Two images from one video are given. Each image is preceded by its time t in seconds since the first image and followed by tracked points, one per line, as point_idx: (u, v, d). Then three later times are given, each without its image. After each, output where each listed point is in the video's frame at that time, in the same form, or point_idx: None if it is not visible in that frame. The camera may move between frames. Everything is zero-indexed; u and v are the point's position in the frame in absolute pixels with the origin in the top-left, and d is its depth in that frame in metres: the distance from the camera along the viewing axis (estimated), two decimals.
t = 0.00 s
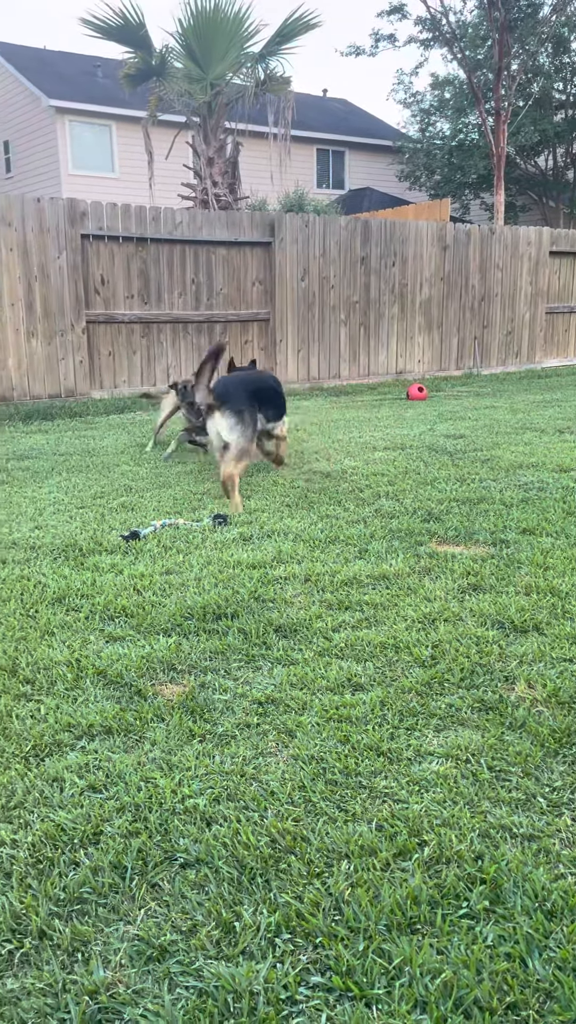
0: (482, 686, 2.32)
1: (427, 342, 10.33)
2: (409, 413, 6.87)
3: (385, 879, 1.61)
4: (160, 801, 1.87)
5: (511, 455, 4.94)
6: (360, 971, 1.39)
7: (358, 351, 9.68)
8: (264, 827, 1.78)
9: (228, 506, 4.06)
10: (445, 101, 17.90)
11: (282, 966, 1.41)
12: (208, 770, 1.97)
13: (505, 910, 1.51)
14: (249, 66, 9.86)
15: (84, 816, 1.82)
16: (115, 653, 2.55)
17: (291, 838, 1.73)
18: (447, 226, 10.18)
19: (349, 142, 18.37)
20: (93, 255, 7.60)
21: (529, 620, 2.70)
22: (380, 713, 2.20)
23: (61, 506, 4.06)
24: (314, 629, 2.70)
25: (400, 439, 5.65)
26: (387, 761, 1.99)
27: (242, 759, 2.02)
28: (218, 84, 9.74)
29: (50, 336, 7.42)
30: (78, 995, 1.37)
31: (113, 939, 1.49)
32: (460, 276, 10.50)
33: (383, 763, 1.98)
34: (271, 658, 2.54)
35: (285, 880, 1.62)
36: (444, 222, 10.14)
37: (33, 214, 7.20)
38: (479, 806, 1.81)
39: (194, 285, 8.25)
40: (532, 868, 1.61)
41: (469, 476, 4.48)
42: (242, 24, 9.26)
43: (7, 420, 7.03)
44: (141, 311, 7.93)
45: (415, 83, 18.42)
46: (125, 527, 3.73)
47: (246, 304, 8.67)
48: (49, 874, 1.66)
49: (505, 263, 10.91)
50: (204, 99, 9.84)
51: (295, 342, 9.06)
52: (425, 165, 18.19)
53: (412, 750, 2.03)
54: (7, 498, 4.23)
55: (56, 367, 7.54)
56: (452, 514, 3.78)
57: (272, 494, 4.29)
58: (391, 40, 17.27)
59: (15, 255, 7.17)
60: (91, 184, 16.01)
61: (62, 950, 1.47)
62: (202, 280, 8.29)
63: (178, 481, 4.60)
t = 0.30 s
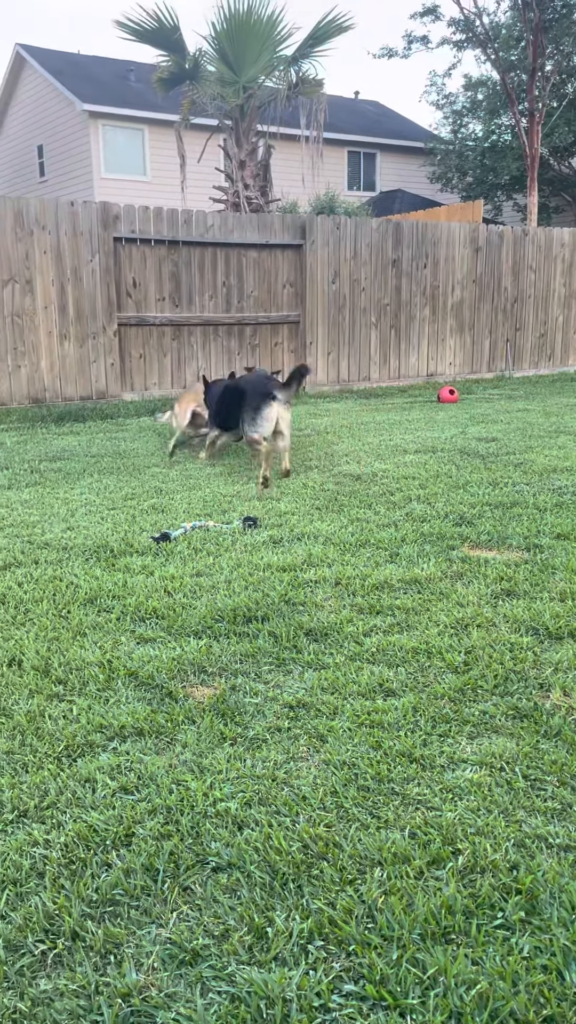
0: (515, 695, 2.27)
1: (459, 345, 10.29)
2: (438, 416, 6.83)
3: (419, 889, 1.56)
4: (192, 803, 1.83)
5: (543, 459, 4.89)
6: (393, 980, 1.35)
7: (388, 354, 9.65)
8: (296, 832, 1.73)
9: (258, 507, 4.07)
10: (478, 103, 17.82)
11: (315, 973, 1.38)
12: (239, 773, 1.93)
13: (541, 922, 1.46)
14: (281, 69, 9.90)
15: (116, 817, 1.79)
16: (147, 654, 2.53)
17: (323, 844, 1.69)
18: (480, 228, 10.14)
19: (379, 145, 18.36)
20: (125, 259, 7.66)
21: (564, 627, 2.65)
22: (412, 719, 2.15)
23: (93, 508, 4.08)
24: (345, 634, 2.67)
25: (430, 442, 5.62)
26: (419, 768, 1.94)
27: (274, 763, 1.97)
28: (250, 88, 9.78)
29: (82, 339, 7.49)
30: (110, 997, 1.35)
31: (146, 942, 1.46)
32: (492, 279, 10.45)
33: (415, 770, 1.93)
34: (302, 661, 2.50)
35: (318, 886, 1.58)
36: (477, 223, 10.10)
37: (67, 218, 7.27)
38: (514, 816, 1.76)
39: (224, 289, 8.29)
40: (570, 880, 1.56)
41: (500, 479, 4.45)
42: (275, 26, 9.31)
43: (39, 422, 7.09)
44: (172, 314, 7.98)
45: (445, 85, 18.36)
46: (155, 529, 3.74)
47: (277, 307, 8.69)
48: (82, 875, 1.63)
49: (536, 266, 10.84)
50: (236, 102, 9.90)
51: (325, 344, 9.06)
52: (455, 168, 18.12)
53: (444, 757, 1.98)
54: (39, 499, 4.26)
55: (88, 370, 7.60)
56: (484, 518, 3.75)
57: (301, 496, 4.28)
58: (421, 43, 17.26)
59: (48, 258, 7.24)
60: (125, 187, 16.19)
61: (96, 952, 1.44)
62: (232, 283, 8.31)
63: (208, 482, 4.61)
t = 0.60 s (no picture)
0: (534, 701, 2.21)
1: (475, 349, 10.26)
2: (453, 421, 6.82)
3: (437, 898, 1.51)
4: (207, 809, 1.79)
5: (559, 464, 4.87)
6: (411, 991, 1.30)
7: (404, 358, 9.63)
8: (312, 839, 1.68)
9: (274, 511, 4.08)
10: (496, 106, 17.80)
11: (331, 982, 1.33)
12: (256, 778, 1.89)
13: (560, 933, 1.41)
14: (298, 74, 9.93)
15: (132, 822, 1.75)
16: (163, 659, 2.51)
17: (340, 851, 1.64)
18: (497, 232, 10.11)
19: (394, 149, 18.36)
20: (142, 263, 7.69)
21: None
22: (429, 726, 2.10)
23: (110, 511, 4.11)
24: (361, 639, 2.64)
25: (445, 446, 5.61)
26: (437, 775, 1.89)
27: (290, 769, 1.92)
28: (267, 93, 9.81)
29: (99, 343, 7.52)
30: (126, 1004, 1.31)
31: (161, 949, 1.41)
32: (509, 283, 10.41)
33: (433, 778, 1.87)
34: (318, 666, 2.46)
35: (335, 894, 1.53)
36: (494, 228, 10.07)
37: (85, 221, 7.31)
38: (532, 826, 1.70)
39: (240, 293, 8.30)
40: None
41: (517, 484, 4.43)
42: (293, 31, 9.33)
43: (55, 424, 7.11)
44: (189, 318, 8.00)
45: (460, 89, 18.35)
46: (172, 532, 3.76)
47: (293, 312, 8.69)
48: (97, 879, 1.59)
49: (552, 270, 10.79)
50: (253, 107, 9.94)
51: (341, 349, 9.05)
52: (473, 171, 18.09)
53: (461, 765, 1.92)
54: (56, 501, 4.29)
55: (105, 373, 7.63)
56: (501, 524, 3.72)
57: (316, 500, 4.29)
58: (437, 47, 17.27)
59: (66, 263, 7.28)
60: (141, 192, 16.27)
61: (111, 958, 1.40)
62: (249, 287, 8.33)
63: (223, 486, 4.61)
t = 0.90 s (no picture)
0: (543, 709, 2.20)
1: (486, 355, 10.25)
2: (464, 427, 6.80)
3: (444, 906, 1.50)
4: (215, 815, 1.79)
5: (570, 470, 4.86)
6: (417, 1000, 1.30)
7: (415, 363, 9.62)
8: (320, 846, 1.68)
9: (283, 515, 4.09)
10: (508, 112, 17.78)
11: (337, 989, 1.33)
12: (264, 785, 1.88)
13: (568, 943, 1.40)
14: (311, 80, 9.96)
15: (139, 827, 1.75)
16: (171, 664, 2.51)
17: (347, 859, 1.63)
18: (508, 238, 10.11)
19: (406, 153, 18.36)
20: (154, 268, 7.72)
21: None
22: (437, 733, 2.09)
23: (119, 514, 4.13)
24: (370, 645, 2.63)
25: (456, 452, 5.60)
26: (445, 783, 1.88)
27: (297, 775, 1.92)
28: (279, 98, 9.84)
29: (110, 347, 7.55)
30: (131, 1010, 1.31)
31: (167, 955, 1.41)
32: (520, 288, 10.40)
33: (441, 785, 1.87)
34: (326, 673, 2.46)
35: (341, 902, 1.53)
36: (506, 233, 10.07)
37: (96, 226, 7.35)
38: (540, 834, 1.69)
39: (251, 298, 8.33)
40: None
41: (527, 490, 4.42)
42: (306, 37, 9.36)
43: (66, 428, 7.14)
44: (199, 323, 8.02)
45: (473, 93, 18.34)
46: (181, 536, 3.76)
47: (303, 317, 8.72)
48: (104, 884, 1.59)
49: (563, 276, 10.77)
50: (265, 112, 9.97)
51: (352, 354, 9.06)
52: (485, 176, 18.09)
53: (469, 772, 1.92)
54: (65, 505, 4.31)
55: (116, 378, 7.66)
56: (511, 530, 3.71)
57: (325, 505, 4.29)
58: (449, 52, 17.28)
59: (78, 268, 7.32)
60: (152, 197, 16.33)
61: (117, 963, 1.40)
62: (259, 292, 8.36)
63: (232, 491, 4.63)
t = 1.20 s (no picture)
0: (548, 712, 2.20)
1: (491, 358, 10.24)
2: (470, 429, 6.82)
3: (448, 910, 1.49)
4: (218, 817, 1.78)
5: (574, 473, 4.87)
6: (421, 1004, 1.29)
7: (420, 366, 9.62)
8: (324, 849, 1.67)
9: (288, 517, 4.10)
10: (514, 114, 17.80)
11: (340, 993, 1.32)
12: (267, 788, 1.88)
13: (572, 948, 1.40)
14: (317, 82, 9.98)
15: (143, 829, 1.75)
16: (175, 665, 2.51)
17: (350, 862, 1.63)
18: (514, 241, 10.11)
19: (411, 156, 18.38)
20: (160, 269, 7.74)
21: None
22: (441, 736, 2.09)
23: (124, 516, 4.14)
24: (374, 648, 2.63)
25: (461, 454, 5.62)
26: (448, 786, 1.88)
27: (302, 778, 1.92)
28: (286, 101, 9.86)
29: (116, 349, 7.56)
30: (134, 1012, 1.31)
31: (171, 957, 1.41)
32: (526, 291, 10.39)
33: (445, 789, 1.86)
34: (330, 676, 2.45)
35: (345, 905, 1.52)
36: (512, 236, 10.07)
37: (103, 228, 7.37)
38: (545, 838, 1.69)
39: (257, 299, 8.35)
40: None
41: (532, 492, 4.44)
42: (312, 40, 9.39)
43: (72, 429, 7.16)
44: (205, 324, 8.04)
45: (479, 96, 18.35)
46: (186, 538, 3.78)
47: (309, 319, 8.73)
48: (108, 886, 1.60)
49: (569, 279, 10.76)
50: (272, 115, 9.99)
51: (358, 356, 9.06)
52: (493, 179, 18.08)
53: (474, 776, 1.91)
54: (72, 506, 4.34)
55: (122, 379, 7.67)
56: (516, 532, 3.72)
57: (330, 507, 4.30)
58: (456, 54, 17.28)
59: (84, 270, 7.34)
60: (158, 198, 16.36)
61: (120, 966, 1.40)
62: (265, 294, 8.37)
63: (238, 492, 4.65)
